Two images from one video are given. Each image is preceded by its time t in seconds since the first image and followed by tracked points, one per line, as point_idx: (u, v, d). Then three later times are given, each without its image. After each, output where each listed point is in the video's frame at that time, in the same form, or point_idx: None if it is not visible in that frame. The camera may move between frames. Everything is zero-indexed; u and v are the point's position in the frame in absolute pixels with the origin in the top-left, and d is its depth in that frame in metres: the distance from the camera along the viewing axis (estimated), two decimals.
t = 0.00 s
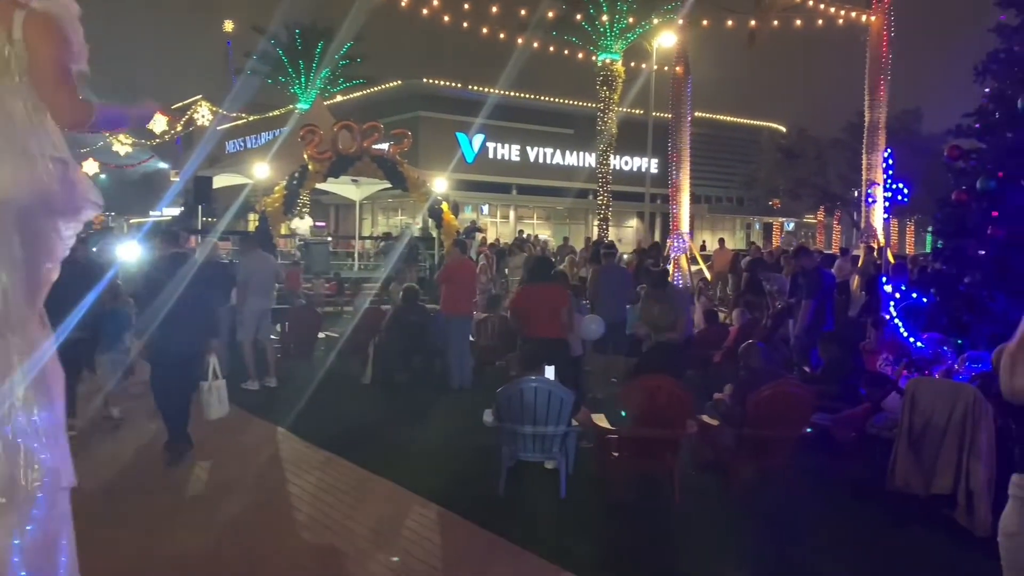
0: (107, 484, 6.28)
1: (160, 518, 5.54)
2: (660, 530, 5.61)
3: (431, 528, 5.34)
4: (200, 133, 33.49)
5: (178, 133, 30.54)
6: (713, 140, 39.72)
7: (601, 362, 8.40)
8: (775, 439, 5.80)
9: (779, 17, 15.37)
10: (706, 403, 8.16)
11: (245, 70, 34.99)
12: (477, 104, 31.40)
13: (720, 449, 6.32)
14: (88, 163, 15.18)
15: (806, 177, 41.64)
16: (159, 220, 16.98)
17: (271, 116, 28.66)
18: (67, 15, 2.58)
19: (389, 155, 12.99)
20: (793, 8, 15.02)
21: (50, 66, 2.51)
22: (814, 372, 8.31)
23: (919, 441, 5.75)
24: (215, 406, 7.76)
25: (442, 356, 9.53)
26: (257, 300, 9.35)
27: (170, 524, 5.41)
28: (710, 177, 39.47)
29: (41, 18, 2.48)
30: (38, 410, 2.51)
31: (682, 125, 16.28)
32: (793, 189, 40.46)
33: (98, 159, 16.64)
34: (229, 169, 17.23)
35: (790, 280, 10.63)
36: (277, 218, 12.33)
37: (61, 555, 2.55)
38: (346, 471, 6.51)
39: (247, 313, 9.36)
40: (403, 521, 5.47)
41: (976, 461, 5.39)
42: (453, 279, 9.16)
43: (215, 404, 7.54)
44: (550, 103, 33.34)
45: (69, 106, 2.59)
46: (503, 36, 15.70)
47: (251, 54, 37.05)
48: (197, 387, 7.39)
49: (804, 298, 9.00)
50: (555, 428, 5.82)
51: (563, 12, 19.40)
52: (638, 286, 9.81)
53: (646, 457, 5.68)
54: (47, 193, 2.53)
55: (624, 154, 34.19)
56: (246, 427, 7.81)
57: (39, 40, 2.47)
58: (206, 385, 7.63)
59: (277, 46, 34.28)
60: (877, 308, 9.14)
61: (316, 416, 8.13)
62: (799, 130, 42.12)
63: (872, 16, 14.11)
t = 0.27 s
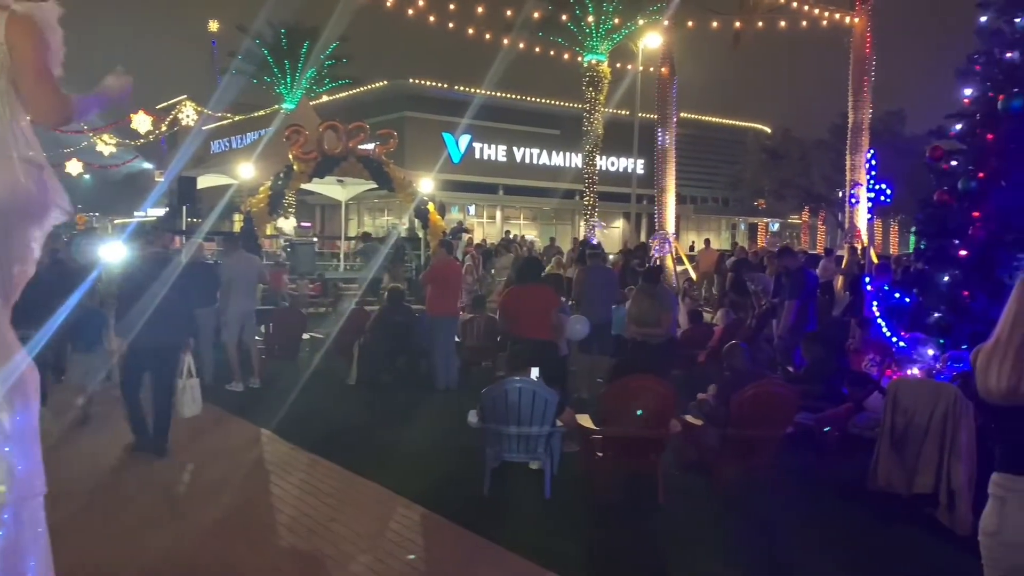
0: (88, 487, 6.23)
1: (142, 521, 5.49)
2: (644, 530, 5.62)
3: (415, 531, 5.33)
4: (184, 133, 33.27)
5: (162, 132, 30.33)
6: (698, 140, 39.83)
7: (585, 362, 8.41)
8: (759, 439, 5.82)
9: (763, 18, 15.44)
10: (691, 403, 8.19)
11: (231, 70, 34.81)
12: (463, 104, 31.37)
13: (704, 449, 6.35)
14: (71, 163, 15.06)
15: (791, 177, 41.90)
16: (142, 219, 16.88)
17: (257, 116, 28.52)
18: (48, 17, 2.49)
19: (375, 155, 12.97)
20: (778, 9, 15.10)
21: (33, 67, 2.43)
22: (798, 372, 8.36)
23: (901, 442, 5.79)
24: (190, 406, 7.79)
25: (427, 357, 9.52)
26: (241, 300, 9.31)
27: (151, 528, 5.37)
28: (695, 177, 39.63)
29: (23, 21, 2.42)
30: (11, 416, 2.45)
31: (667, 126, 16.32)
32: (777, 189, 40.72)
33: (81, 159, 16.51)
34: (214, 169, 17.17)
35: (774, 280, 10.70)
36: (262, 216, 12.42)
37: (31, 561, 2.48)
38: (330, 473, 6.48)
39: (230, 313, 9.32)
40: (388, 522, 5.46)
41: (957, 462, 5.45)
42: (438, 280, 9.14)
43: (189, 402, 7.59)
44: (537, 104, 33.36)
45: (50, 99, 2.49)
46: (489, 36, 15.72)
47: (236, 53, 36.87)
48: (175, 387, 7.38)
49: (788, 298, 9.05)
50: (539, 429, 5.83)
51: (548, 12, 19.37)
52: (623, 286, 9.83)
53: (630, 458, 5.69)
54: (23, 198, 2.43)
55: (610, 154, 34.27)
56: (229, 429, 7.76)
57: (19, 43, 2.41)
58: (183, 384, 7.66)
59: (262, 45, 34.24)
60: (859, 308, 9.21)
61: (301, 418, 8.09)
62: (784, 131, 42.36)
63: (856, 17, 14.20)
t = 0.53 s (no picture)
0: (70, 489, 6.18)
1: (124, 524, 5.45)
2: (629, 530, 5.64)
3: (400, 532, 5.32)
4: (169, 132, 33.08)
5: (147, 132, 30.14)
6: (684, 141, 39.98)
7: (571, 362, 8.42)
8: (743, 439, 5.85)
9: (748, 20, 15.52)
10: (675, 403, 8.22)
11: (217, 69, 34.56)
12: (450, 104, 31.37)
13: (688, 449, 6.37)
14: (54, 163, 14.96)
15: (777, 178, 42.11)
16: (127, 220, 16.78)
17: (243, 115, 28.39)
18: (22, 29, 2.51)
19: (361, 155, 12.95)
20: (763, 11, 15.18)
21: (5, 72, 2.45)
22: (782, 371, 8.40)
23: (884, 441, 5.82)
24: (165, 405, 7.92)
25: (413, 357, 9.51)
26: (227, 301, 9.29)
27: (134, 530, 5.34)
28: (681, 178, 39.71)
29: None
30: None
31: (653, 127, 16.36)
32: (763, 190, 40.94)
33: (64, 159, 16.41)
34: (199, 169, 17.08)
35: (758, 281, 10.76)
36: (247, 218, 12.31)
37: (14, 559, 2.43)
38: (315, 474, 6.47)
39: (215, 314, 9.30)
40: (372, 524, 5.45)
41: (939, 462, 5.49)
42: (423, 280, 9.13)
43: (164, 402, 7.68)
44: (524, 104, 33.41)
45: (19, 119, 2.53)
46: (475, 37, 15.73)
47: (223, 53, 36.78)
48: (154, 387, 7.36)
49: (771, 298, 9.09)
50: (524, 430, 5.84)
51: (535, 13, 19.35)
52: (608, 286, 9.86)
53: (615, 458, 5.70)
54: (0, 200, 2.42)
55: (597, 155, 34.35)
56: (214, 430, 7.73)
57: None
58: (159, 384, 7.67)
59: (248, 45, 34.00)
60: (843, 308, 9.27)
61: (286, 419, 8.07)
62: (769, 132, 42.57)
63: (840, 19, 14.29)
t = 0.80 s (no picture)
0: (50, 491, 6.11)
1: (103, 526, 5.40)
2: (612, 529, 5.64)
3: (383, 533, 5.30)
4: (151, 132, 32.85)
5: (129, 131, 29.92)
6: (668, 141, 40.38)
7: (555, 362, 8.42)
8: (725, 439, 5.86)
9: (731, 20, 15.58)
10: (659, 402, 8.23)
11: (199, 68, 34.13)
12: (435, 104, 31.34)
13: (671, 448, 6.38)
14: (35, 162, 14.82)
15: (760, 178, 42.33)
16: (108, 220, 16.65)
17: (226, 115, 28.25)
18: None
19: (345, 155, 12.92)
20: (745, 11, 15.25)
21: None
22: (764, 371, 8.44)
23: (864, 440, 5.85)
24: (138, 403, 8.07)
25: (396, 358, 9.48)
26: (211, 303, 9.24)
27: (114, 532, 5.28)
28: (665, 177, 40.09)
29: None
30: None
31: (637, 127, 16.39)
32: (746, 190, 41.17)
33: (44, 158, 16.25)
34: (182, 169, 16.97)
35: (741, 281, 10.81)
36: (230, 218, 12.24)
37: None
38: (298, 475, 6.44)
39: (200, 316, 9.26)
40: (355, 525, 5.43)
41: (918, 460, 5.53)
42: (407, 280, 9.12)
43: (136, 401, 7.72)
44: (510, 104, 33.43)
45: None
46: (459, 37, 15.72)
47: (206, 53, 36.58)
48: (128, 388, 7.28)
49: (753, 298, 9.13)
50: (508, 430, 5.83)
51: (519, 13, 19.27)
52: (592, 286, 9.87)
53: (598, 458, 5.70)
54: None
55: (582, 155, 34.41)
56: (196, 432, 7.67)
57: None
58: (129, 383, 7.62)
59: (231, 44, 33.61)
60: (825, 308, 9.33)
61: (268, 420, 8.03)
62: (753, 133, 42.80)
63: (823, 20, 14.38)
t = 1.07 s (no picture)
0: (21, 493, 6.02)
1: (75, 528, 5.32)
2: (590, 527, 5.64)
3: (361, 534, 5.28)
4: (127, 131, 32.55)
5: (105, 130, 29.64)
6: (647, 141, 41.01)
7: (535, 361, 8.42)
8: (703, 436, 5.86)
9: (710, 20, 15.67)
10: (638, 400, 8.26)
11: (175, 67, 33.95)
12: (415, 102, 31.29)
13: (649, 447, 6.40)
14: (8, 161, 14.66)
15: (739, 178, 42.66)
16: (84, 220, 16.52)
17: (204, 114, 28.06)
18: None
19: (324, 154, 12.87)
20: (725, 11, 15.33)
21: None
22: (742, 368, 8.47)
23: (839, 436, 5.90)
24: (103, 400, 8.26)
25: (376, 358, 9.47)
26: (189, 302, 9.17)
27: (87, 535, 5.21)
28: (645, 178, 40.57)
29: None
30: None
31: (616, 126, 16.44)
32: (725, 189, 41.52)
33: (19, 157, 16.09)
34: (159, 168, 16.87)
35: (720, 280, 10.89)
36: (207, 218, 12.17)
37: None
38: (276, 477, 6.38)
39: (177, 316, 9.20)
40: (332, 526, 5.39)
41: (893, 456, 5.58)
42: (385, 280, 9.07)
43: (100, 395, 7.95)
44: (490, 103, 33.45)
45: None
46: (438, 36, 15.71)
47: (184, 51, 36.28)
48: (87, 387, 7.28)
49: (730, 296, 9.16)
50: (486, 429, 5.82)
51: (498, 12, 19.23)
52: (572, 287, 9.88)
53: (576, 456, 5.70)
54: None
55: (563, 154, 34.55)
56: (173, 433, 7.60)
57: None
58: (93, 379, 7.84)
59: (209, 42, 33.37)
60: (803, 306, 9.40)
61: (246, 422, 7.96)
62: (732, 132, 43.13)
63: (800, 19, 14.47)
